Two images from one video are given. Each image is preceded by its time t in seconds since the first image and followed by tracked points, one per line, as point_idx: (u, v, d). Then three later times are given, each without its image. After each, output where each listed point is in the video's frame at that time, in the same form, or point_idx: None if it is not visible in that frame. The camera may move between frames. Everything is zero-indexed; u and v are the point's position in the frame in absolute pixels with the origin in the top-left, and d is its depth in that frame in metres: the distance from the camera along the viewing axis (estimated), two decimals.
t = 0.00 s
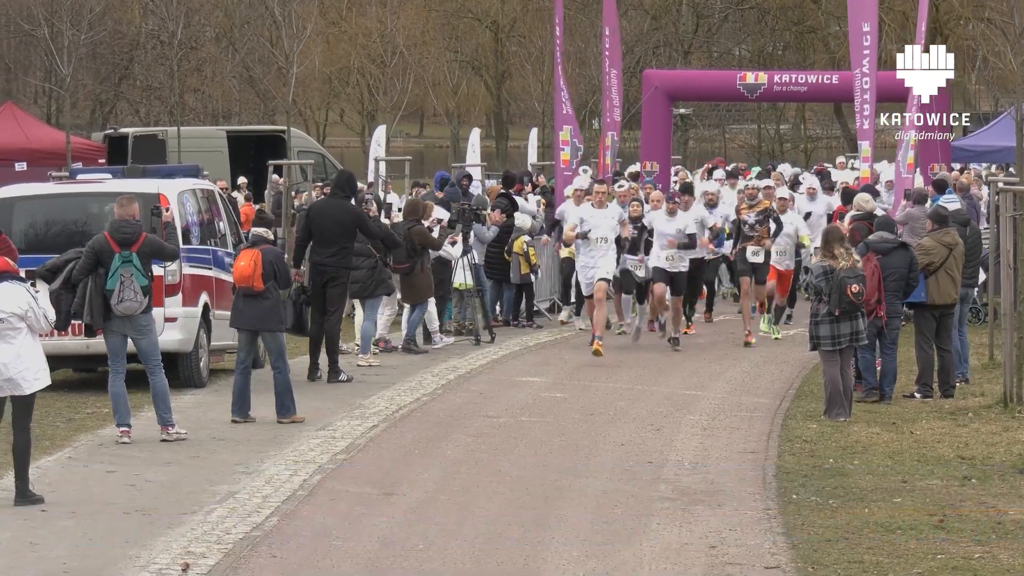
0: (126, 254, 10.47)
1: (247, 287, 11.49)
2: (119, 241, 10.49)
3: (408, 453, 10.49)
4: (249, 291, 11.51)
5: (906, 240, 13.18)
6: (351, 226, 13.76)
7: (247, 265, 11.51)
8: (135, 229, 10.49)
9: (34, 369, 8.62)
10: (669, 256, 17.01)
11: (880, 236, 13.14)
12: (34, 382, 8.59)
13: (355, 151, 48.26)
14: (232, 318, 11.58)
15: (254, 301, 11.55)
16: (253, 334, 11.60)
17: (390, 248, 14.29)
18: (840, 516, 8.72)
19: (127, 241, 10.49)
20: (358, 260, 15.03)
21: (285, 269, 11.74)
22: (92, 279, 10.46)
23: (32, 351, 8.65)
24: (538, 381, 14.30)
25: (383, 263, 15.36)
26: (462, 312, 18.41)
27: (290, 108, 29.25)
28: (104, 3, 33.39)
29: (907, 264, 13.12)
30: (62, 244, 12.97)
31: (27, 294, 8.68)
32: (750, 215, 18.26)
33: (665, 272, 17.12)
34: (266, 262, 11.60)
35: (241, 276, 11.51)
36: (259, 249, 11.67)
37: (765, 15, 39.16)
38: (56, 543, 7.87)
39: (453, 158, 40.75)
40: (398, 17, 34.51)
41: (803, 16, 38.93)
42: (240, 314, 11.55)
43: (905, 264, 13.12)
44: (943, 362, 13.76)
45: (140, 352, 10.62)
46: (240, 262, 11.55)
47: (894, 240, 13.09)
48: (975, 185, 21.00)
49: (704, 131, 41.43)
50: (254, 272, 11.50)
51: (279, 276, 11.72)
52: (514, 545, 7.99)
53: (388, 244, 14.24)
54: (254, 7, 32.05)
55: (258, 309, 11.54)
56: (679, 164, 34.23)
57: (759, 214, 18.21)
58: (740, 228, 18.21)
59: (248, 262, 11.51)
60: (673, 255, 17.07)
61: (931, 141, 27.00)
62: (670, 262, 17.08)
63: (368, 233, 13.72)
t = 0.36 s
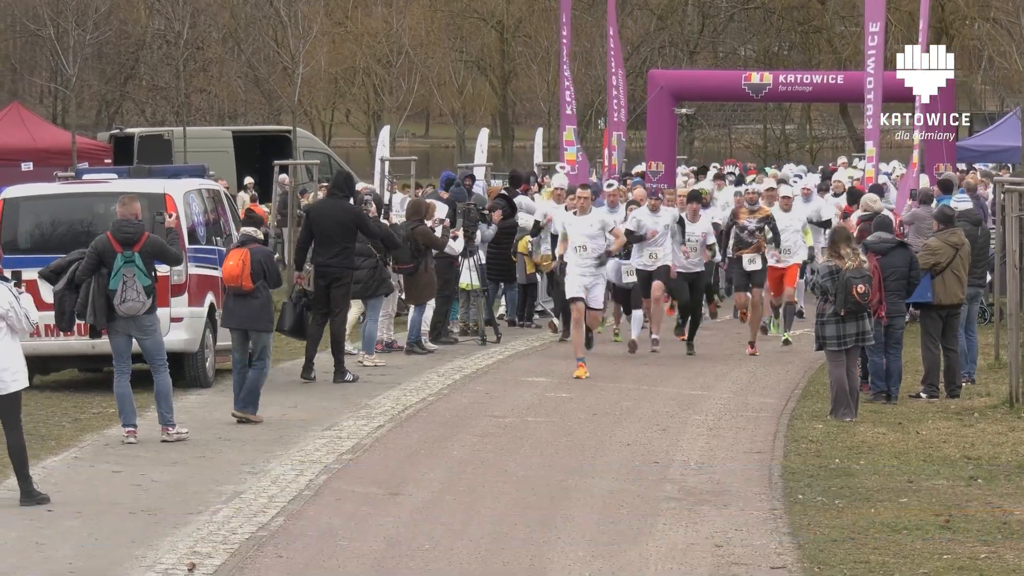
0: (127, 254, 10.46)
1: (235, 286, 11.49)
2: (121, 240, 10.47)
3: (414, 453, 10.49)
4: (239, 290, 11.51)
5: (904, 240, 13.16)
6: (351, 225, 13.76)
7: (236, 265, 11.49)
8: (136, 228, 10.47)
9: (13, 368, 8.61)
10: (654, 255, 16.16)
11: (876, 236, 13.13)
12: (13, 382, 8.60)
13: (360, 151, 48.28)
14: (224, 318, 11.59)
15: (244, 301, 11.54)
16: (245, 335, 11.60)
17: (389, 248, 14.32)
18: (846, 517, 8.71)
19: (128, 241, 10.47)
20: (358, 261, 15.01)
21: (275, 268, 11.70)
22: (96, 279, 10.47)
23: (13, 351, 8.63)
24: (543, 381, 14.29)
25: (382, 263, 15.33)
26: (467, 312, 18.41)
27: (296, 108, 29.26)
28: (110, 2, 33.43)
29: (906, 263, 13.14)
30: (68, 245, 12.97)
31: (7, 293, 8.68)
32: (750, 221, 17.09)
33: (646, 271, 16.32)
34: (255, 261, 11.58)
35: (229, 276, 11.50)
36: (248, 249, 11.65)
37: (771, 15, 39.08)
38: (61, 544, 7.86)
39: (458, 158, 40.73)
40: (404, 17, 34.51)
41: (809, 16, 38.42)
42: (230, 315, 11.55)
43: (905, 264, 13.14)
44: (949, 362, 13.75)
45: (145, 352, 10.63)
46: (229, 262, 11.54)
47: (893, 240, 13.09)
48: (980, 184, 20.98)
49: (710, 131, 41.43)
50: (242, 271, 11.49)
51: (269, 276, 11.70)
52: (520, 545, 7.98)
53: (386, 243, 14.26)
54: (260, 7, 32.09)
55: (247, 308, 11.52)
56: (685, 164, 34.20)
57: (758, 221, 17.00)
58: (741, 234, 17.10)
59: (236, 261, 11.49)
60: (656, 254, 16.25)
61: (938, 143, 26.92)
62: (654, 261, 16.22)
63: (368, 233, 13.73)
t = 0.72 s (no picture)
0: (144, 251, 10.50)
1: (239, 285, 11.53)
2: (137, 237, 10.50)
3: (428, 452, 10.49)
4: (242, 290, 11.55)
5: (916, 237, 13.09)
6: (351, 223, 13.74)
7: (240, 265, 11.56)
8: (153, 225, 10.50)
9: (12, 367, 8.60)
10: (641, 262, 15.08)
11: (890, 235, 13.05)
12: (12, 381, 8.59)
13: (373, 150, 48.31)
14: (227, 317, 11.58)
15: (246, 300, 11.56)
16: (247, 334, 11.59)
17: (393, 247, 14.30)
18: (859, 515, 8.70)
19: (145, 238, 10.50)
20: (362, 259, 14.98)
21: (279, 268, 11.75)
22: (111, 277, 10.49)
23: (10, 350, 8.62)
24: (556, 380, 14.29)
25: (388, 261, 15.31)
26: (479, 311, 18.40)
27: (309, 107, 29.29)
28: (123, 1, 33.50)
29: (919, 261, 13.04)
30: (81, 243, 12.99)
31: (6, 292, 8.67)
32: (746, 224, 16.73)
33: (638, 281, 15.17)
34: (258, 261, 11.64)
35: (233, 276, 11.55)
36: (251, 249, 11.70)
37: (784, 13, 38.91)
38: (74, 543, 7.86)
39: (471, 157, 40.68)
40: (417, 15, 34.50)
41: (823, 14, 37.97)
42: (233, 314, 11.56)
43: (918, 262, 13.04)
44: (962, 361, 13.70)
45: (156, 351, 10.64)
46: (233, 262, 11.60)
47: (905, 238, 13.01)
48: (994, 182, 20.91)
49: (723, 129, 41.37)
50: (246, 271, 11.55)
51: (273, 276, 11.75)
52: (534, 544, 7.98)
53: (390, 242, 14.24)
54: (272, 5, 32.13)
55: (250, 308, 11.53)
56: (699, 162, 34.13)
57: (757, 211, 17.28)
58: (738, 240, 16.67)
59: (240, 261, 11.56)
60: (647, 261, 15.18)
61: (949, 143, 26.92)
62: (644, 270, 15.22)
63: (369, 231, 13.72)
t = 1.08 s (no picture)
0: (156, 248, 10.48)
1: (241, 285, 11.48)
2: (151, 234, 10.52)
3: (439, 450, 10.49)
4: (243, 288, 11.49)
5: (936, 238, 13.09)
6: (349, 220, 13.75)
7: (242, 263, 11.47)
8: (169, 223, 10.47)
9: (24, 364, 8.59)
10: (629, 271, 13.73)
11: (909, 234, 13.03)
12: (24, 378, 8.57)
13: (385, 147, 48.33)
14: (227, 316, 11.53)
15: (246, 299, 11.50)
16: (248, 333, 11.55)
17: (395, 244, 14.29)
18: (871, 514, 8.67)
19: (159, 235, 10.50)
20: (365, 258, 14.98)
21: (280, 267, 11.70)
22: (123, 272, 10.52)
23: (22, 348, 8.62)
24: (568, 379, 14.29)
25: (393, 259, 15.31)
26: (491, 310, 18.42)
27: (321, 105, 29.32)
28: None
29: (938, 260, 13.05)
30: (92, 242, 13.02)
31: (17, 290, 8.65)
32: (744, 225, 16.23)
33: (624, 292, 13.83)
34: (260, 260, 11.57)
35: (235, 274, 11.47)
36: (254, 247, 11.63)
37: (796, 12, 38.76)
38: (86, 541, 7.87)
39: (483, 156, 40.63)
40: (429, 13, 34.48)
41: (834, 12, 37.87)
42: (233, 313, 11.51)
43: (937, 261, 13.05)
44: (974, 359, 13.66)
45: (159, 352, 10.50)
46: (234, 261, 11.51)
47: (925, 238, 12.99)
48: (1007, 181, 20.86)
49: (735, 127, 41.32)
50: (248, 269, 11.46)
51: (275, 275, 11.70)
52: (546, 542, 7.97)
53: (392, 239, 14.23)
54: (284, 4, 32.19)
55: (250, 307, 11.49)
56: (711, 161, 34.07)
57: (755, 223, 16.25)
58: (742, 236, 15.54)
59: (242, 260, 11.47)
60: (636, 270, 13.77)
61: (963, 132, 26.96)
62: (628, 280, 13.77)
63: (368, 228, 13.71)
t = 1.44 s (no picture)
0: (166, 246, 10.46)
1: (246, 285, 11.49)
2: (162, 232, 10.51)
3: (453, 449, 10.48)
4: (249, 288, 11.51)
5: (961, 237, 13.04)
6: (358, 219, 13.77)
7: (247, 263, 11.51)
8: (180, 221, 10.48)
9: (38, 363, 8.61)
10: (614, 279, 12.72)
11: (933, 232, 12.99)
12: (38, 376, 8.58)
13: (399, 147, 48.36)
14: (233, 316, 11.55)
15: (253, 299, 11.51)
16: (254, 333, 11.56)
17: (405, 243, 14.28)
18: (884, 513, 8.64)
19: (169, 232, 10.49)
20: (377, 257, 14.97)
21: (285, 267, 11.71)
22: (133, 269, 10.50)
23: (36, 347, 8.63)
24: (581, 378, 14.27)
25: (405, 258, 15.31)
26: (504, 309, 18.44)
27: (335, 104, 29.36)
28: None
29: (962, 260, 13.01)
30: (106, 241, 13.03)
31: (32, 289, 8.65)
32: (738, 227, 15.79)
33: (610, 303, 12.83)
34: (265, 259, 11.59)
35: (240, 275, 11.50)
36: (258, 247, 11.66)
37: (810, 10, 38.67)
38: (99, 540, 7.87)
39: (497, 155, 40.60)
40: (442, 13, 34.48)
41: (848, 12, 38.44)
42: (240, 312, 11.52)
43: (961, 261, 13.01)
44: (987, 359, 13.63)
45: (169, 351, 10.46)
46: (239, 261, 11.55)
47: (949, 237, 12.95)
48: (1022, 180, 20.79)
49: (748, 126, 41.31)
50: (253, 270, 11.51)
51: (280, 275, 11.70)
52: (558, 541, 7.96)
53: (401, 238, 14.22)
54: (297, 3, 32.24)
55: (256, 306, 11.50)
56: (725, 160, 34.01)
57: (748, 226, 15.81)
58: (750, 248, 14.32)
59: (247, 260, 11.51)
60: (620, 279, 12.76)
61: (975, 130, 26.88)
62: (615, 288, 12.77)
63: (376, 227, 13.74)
